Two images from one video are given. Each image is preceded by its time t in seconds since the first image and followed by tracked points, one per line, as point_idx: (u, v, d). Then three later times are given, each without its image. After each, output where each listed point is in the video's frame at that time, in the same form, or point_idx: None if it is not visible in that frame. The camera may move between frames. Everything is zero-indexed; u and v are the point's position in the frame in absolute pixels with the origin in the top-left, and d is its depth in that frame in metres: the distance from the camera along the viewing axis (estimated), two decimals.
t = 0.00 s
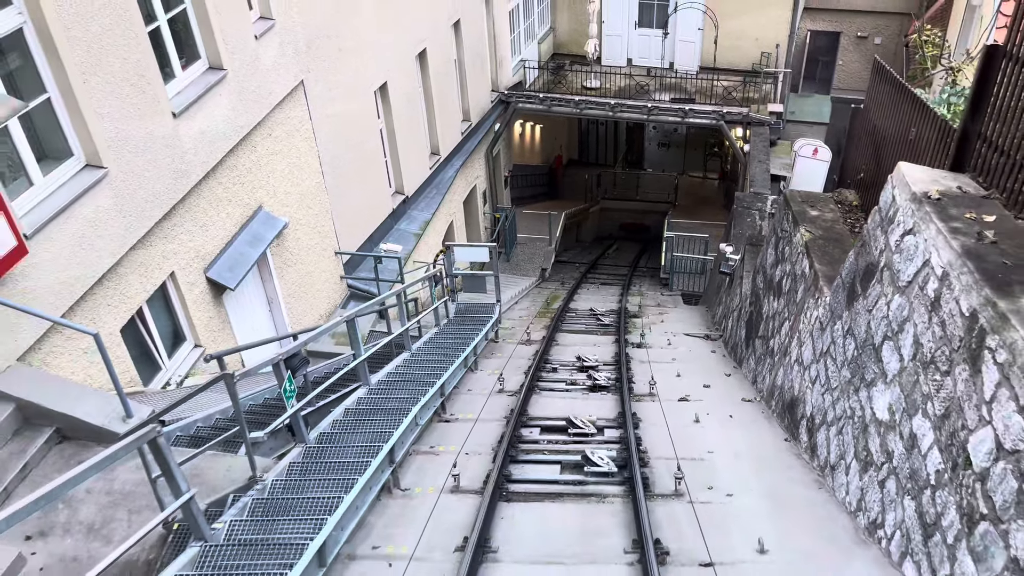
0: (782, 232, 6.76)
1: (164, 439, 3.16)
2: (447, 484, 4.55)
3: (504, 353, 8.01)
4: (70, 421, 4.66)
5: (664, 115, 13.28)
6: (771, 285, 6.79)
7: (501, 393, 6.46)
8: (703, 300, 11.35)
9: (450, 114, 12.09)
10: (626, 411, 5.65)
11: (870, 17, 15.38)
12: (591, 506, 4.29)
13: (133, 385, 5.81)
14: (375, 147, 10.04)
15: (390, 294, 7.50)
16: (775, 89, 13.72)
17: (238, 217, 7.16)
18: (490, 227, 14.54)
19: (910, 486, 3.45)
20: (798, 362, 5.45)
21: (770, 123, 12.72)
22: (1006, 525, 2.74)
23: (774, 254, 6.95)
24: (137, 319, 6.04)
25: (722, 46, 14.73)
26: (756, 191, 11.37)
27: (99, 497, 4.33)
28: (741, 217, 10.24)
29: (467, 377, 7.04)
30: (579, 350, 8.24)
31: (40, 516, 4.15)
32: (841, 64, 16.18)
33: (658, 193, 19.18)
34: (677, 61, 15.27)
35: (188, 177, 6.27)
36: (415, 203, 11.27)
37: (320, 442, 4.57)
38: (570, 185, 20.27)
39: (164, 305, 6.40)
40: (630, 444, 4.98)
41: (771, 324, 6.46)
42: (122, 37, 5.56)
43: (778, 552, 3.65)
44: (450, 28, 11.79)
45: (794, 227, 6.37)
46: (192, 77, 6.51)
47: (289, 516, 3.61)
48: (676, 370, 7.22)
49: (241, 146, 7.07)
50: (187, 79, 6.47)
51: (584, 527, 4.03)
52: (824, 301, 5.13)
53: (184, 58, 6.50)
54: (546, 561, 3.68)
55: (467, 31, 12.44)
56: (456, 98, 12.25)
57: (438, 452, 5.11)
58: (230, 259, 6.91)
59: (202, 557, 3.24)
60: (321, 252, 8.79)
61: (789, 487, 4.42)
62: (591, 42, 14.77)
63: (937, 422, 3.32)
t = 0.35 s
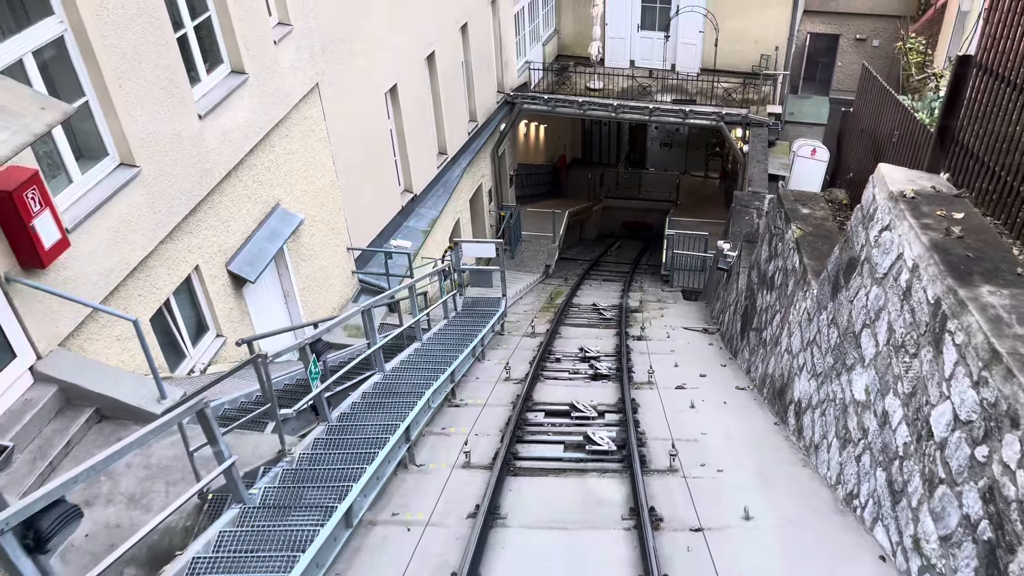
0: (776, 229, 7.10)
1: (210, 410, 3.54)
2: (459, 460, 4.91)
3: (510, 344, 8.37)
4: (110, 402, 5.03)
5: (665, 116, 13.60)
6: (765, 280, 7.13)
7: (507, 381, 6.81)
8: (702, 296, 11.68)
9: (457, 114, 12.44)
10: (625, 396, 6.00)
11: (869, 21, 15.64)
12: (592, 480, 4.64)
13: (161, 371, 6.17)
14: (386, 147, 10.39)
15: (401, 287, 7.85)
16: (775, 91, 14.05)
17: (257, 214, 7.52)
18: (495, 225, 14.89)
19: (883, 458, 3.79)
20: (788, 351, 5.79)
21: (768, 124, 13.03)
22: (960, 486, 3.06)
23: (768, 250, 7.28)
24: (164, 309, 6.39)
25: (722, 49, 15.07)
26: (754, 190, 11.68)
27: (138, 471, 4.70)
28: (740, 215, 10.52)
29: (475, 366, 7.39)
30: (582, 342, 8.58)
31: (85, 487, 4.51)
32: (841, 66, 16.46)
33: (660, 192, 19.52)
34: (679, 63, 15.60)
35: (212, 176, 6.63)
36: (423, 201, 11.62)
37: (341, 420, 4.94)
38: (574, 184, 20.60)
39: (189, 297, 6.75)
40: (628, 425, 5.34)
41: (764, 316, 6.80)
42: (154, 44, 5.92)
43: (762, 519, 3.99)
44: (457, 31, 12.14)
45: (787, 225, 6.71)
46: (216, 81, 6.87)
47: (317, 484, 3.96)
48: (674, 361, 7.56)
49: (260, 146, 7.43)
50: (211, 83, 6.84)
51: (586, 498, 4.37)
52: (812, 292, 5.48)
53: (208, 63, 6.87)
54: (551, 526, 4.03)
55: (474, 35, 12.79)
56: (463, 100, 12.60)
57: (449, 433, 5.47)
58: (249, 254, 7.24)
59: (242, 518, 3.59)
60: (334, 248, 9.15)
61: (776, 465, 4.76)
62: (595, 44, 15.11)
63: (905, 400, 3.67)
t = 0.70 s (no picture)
0: (770, 227, 7.46)
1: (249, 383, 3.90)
2: (469, 439, 5.29)
3: (516, 336, 8.75)
4: (147, 384, 5.41)
5: (667, 117, 13.94)
6: (759, 276, 7.49)
7: (513, 370, 7.19)
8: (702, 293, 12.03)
9: (465, 114, 12.81)
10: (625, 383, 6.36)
11: (869, 24, 15.92)
12: (593, 457, 5.01)
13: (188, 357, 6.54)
14: (396, 146, 10.77)
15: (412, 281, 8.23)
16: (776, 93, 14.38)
17: (276, 210, 7.90)
18: (500, 222, 15.27)
19: (858, 434, 4.15)
20: (778, 341, 6.15)
21: (767, 125, 13.35)
22: (921, 455, 3.41)
23: (763, 248, 7.64)
24: (190, 300, 6.74)
25: (723, 51, 15.47)
26: (753, 190, 12.03)
27: (173, 446, 5.06)
28: (739, 213, 10.81)
29: (483, 356, 7.76)
30: (585, 334, 8.96)
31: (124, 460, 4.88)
32: (841, 68, 16.72)
33: (662, 191, 19.91)
34: (681, 65, 15.93)
35: (235, 174, 7.02)
36: (432, 198, 12.00)
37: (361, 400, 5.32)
38: (578, 183, 20.98)
39: (212, 289, 7.11)
40: (628, 408, 5.71)
41: (758, 309, 7.16)
42: (183, 50, 6.29)
43: (748, 491, 4.33)
44: (466, 34, 12.52)
45: (779, 222, 7.08)
46: (240, 84, 7.25)
47: (342, 455, 4.31)
48: (672, 352, 7.93)
49: (280, 145, 7.82)
50: (235, 86, 7.22)
51: (586, 473, 4.73)
52: (800, 285, 5.85)
53: (232, 68, 7.25)
54: (555, 496, 4.40)
55: (482, 37, 13.17)
56: (471, 101, 12.98)
57: (460, 415, 5.84)
58: (269, 247, 7.62)
59: (276, 482, 3.95)
60: (348, 243, 9.53)
61: (764, 445, 5.12)
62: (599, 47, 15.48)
63: (878, 381, 4.03)
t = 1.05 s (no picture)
0: (765, 225, 7.79)
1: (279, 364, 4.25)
2: (478, 422, 5.64)
3: (521, 329, 9.10)
4: (176, 368, 5.70)
5: (669, 118, 14.24)
6: (754, 272, 7.83)
7: (519, 360, 7.54)
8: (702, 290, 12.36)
9: (472, 114, 13.15)
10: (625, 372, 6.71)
11: (869, 28, 16.11)
12: (594, 438, 5.36)
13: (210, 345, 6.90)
14: (406, 146, 11.12)
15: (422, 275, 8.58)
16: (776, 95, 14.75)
17: (293, 207, 8.26)
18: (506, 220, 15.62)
19: (839, 415, 4.49)
20: (770, 333, 6.50)
21: (767, 127, 13.64)
22: (891, 431, 3.76)
23: (759, 245, 7.98)
24: (212, 292, 7.09)
25: (724, 55, 15.86)
26: (752, 190, 12.34)
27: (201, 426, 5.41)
28: (737, 213, 11.12)
29: (490, 347, 8.11)
30: (588, 328, 9.32)
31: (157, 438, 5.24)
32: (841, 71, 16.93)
33: (664, 191, 20.25)
34: (683, 67, 16.33)
35: (255, 172, 7.37)
36: (440, 197, 12.36)
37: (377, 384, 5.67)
38: (582, 182, 21.31)
39: (232, 281, 7.46)
40: (627, 395, 6.07)
41: (752, 304, 7.50)
42: (208, 54, 6.66)
43: (737, 468, 4.68)
44: (474, 37, 12.86)
45: (774, 220, 7.41)
46: (260, 87, 7.61)
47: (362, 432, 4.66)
48: (671, 345, 8.28)
49: (297, 145, 8.17)
50: (256, 88, 7.58)
51: (588, 452, 5.08)
52: (791, 280, 6.20)
53: (253, 71, 7.62)
54: (558, 472, 4.75)
55: (489, 40, 13.51)
56: (477, 102, 13.32)
57: (469, 401, 6.20)
58: (286, 242, 7.98)
59: (303, 455, 4.31)
60: (360, 239, 9.89)
61: (755, 428, 5.46)
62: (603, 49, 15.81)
63: (857, 366, 4.37)
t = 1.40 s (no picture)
0: (762, 223, 8.11)
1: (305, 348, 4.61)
2: (487, 406, 6.00)
3: (526, 322, 9.45)
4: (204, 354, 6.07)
5: (671, 119, 14.54)
6: (751, 268, 8.17)
7: (524, 351, 7.90)
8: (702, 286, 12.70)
9: (479, 114, 13.51)
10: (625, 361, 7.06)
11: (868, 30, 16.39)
12: (595, 421, 5.72)
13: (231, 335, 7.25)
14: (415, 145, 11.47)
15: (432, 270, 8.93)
16: (775, 96, 15.27)
17: (308, 203, 8.62)
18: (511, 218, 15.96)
19: (823, 399, 4.83)
20: (764, 325, 6.84)
21: (767, 128, 13.92)
22: (868, 410, 4.10)
23: (755, 241, 8.31)
24: (233, 284, 7.45)
25: (727, 57, 16.22)
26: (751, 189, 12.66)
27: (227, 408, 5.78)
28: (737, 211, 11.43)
29: (496, 339, 8.46)
30: (590, 322, 9.67)
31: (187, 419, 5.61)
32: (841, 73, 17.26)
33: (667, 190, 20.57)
34: (686, 68, 16.71)
35: (274, 170, 7.73)
36: (448, 194, 12.72)
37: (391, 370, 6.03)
38: (586, 181, 21.64)
39: (252, 274, 7.82)
40: (627, 382, 6.42)
41: (748, 298, 7.84)
42: (232, 59, 7.02)
43: (728, 447, 5.03)
44: (481, 39, 13.22)
45: (770, 218, 7.74)
46: (279, 89, 7.98)
47: (379, 411, 5.02)
48: (670, 338, 8.63)
49: (312, 144, 8.53)
50: (275, 90, 7.94)
51: (590, 434, 5.43)
52: (784, 275, 6.53)
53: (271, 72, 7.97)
54: (562, 451, 5.10)
55: (496, 42, 13.86)
56: (484, 102, 13.67)
57: (477, 387, 6.55)
58: (302, 237, 8.33)
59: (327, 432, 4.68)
60: (371, 235, 10.25)
61: (747, 414, 5.80)
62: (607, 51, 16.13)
63: (840, 352, 4.72)
